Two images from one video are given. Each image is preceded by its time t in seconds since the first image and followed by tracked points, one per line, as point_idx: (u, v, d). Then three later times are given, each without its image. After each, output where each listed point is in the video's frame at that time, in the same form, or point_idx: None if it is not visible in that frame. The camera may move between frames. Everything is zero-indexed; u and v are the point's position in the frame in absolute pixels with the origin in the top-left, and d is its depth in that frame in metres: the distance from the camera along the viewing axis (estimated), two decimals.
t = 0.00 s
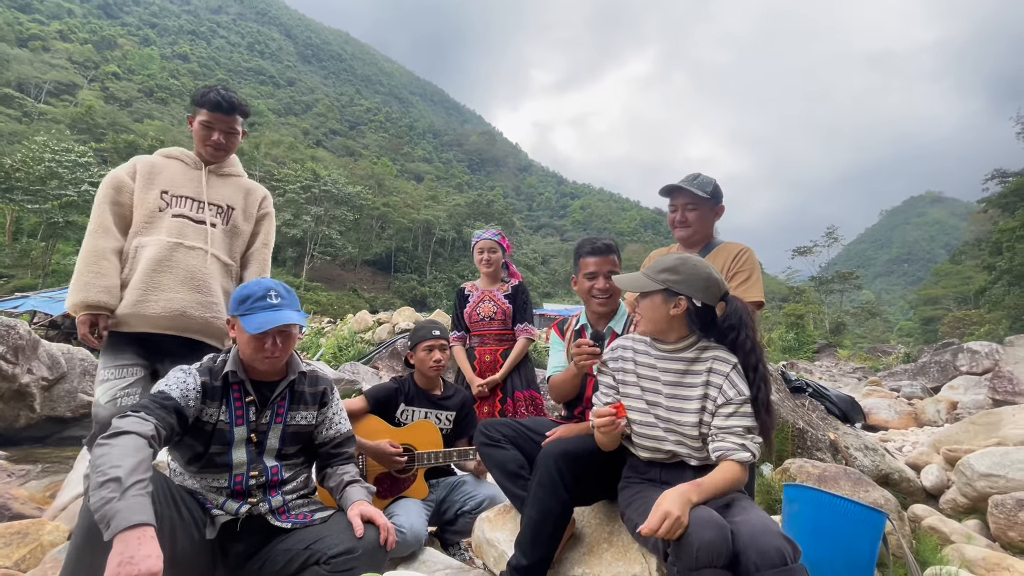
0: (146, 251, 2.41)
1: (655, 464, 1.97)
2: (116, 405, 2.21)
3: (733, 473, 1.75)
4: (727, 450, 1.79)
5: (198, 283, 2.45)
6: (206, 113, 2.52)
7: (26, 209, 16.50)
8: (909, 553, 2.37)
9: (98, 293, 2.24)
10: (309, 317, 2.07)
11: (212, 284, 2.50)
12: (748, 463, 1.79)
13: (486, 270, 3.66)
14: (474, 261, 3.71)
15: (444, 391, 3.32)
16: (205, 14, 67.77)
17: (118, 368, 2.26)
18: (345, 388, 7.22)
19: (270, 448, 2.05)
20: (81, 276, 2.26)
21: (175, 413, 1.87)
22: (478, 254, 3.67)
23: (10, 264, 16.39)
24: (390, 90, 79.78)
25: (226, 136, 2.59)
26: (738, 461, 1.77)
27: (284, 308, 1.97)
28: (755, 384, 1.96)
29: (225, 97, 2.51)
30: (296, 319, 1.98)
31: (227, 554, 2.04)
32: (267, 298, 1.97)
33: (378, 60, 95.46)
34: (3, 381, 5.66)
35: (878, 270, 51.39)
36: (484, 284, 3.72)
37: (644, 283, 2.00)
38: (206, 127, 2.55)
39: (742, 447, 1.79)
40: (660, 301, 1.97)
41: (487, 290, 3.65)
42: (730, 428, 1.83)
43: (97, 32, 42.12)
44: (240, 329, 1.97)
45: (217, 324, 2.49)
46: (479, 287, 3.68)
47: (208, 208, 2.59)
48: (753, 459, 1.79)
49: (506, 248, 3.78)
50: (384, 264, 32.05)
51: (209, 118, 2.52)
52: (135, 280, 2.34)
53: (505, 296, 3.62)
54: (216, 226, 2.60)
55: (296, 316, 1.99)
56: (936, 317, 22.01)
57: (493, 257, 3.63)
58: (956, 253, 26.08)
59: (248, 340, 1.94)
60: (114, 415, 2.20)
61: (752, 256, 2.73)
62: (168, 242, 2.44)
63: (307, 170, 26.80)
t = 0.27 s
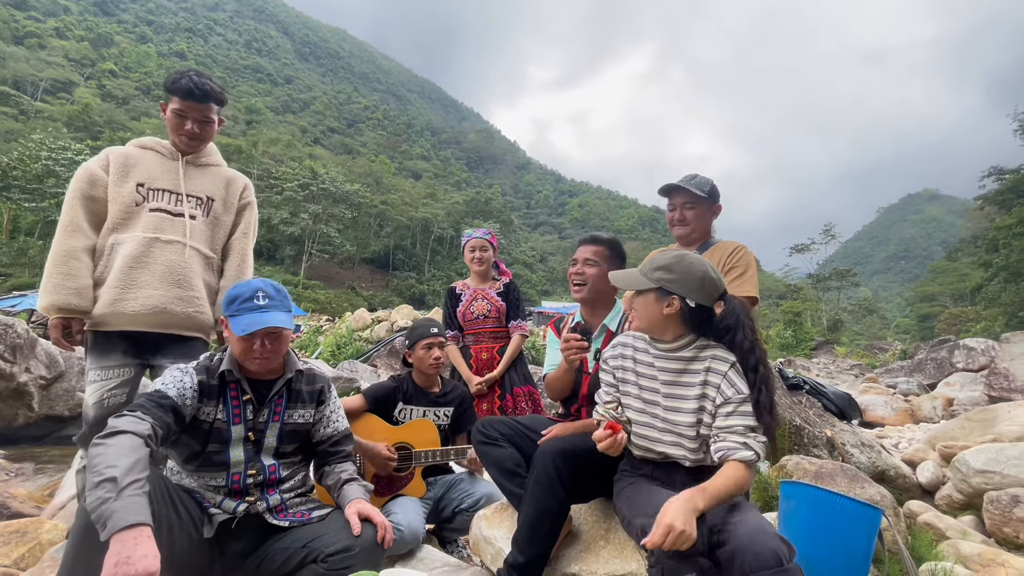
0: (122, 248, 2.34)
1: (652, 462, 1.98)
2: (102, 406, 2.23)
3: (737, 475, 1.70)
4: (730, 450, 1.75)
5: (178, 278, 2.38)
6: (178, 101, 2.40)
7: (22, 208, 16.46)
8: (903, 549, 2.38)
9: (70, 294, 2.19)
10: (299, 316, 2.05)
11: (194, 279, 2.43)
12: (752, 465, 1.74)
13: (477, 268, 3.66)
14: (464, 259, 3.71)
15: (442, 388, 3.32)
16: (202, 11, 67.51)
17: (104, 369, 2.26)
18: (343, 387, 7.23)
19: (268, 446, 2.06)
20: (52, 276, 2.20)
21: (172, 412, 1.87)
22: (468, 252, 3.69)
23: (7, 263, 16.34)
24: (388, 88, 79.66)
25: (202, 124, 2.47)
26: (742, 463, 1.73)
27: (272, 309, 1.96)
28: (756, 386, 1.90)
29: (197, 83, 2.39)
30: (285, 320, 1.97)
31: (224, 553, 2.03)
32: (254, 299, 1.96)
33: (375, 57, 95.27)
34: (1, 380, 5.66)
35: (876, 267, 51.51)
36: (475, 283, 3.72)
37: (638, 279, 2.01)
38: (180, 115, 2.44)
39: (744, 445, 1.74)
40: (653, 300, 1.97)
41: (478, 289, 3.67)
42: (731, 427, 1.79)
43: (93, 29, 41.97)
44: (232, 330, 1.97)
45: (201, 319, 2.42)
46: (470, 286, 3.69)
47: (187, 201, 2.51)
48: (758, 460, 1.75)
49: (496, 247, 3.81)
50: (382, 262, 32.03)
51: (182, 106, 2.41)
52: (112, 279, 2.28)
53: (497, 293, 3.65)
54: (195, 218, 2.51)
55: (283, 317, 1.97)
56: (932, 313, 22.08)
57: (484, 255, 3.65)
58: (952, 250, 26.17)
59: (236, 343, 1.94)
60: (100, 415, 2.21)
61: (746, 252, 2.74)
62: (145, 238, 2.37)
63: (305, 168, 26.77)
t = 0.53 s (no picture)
0: (113, 246, 2.33)
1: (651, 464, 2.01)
2: (95, 406, 2.23)
3: (748, 485, 1.67)
4: (737, 457, 1.73)
5: (169, 276, 2.37)
6: (167, 94, 2.38)
7: (19, 206, 16.42)
8: (900, 544, 2.40)
9: (61, 293, 2.18)
10: (293, 319, 2.03)
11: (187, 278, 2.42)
12: (761, 470, 1.72)
13: (473, 267, 3.66)
14: (461, 258, 3.72)
15: (440, 387, 3.32)
16: (199, 8, 67.27)
17: (97, 369, 2.26)
18: (342, 384, 7.24)
19: (264, 444, 2.06)
20: (42, 276, 2.20)
21: (169, 410, 1.88)
22: (464, 251, 3.71)
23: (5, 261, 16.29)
24: (386, 85, 79.52)
25: (193, 117, 2.45)
26: (749, 469, 1.71)
27: (265, 308, 1.96)
28: (756, 396, 1.81)
29: (187, 75, 2.36)
30: (278, 319, 1.97)
31: (222, 550, 2.03)
32: (247, 298, 1.97)
33: (373, 55, 95.05)
34: None
35: (874, 264, 51.60)
36: (471, 281, 3.72)
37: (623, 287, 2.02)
38: (169, 107, 2.41)
39: (749, 450, 1.72)
40: (641, 307, 1.95)
41: (476, 287, 3.68)
42: (731, 432, 1.78)
43: (89, 26, 41.82)
44: (224, 328, 1.97)
45: (195, 317, 2.42)
46: (468, 284, 3.69)
47: (178, 196, 2.50)
48: (766, 465, 1.72)
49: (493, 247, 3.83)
50: (381, 260, 32.01)
51: (171, 99, 2.38)
52: (104, 277, 2.28)
53: (494, 291, 3.68)
54: (187, 214, 2.50)
55: (276, 314, 1.98)
56: (930, 310, 22.13)
57: (481, 253, 3.66)
58: (950, 247, 26.22)
59: (230, 342, 1.95)
60: (95, 414, 2.23)
61: (741, 249, 2.81)
62: (137, 235, 2.36)
63: (303, 166, 26.73)
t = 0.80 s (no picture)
0: (107, 238, 2.32)
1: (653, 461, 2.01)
2: (86, 404, 2.19)
3: (755, 483, 1.67)
4: (743, 454, 1.73)
5: (163, 272, 2.35)
6: (178, 89, 2.38)
7: (17, 205, 16.38)
8: (899, 541, 2.41)
9: (53, 282, 2.18)
10: (290, 318, 2.02)
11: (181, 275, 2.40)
12: (768, 466, 1.72)
13: (476, 264, 3.67)
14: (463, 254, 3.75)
15: (440, 384, 3.32)
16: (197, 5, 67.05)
17: (87, 366, 2.22)
18: (341, 382, 7.24)
19: (263, 442, 2.06)
20: (38, 262, 2.20)
21: (167, 407, 1.87)
22: (466, 247, 3.74)
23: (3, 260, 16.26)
24: (385, 83, 79.39)
25: (202, 114, 2.46)
26: (756, 466, 1.71)
27: (263, 305, 1.96)
28: (759, 387, 1.84)
29: (199, 71, 2.37)
30: (276, 317, 1.97)
31: (220, 547, 2.03)
32: (247, 296, 1.96)
33: (372, 52, 94.85)
34: None
35: (873, 262, 51.68)
36: (473, 279, 3.74)
37: (619, 291, 2.00)
38: (180, 103, 2.43)
39: (754, 448, 1.73)
40: (637, 310, 1.95)
41: (477, 285, 3.70)
42: (735, 430, 1.78)
43: (87, 24, 41.68)
44: (222, 326, 1.97)
45: (186, 314, 2.39)
46: (469, 282, 3.71)
47: (178, 191, 2.48)
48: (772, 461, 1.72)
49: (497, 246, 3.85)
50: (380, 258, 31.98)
51: (182, 94, 2.39)
52: (97, 268, 2.27)
53: (495, 289, 3.69)
54: (185, 209, 2.48)
55: (275, 313, 1.97)
56: (929, 307, 22.16)
57: (483, 250, 3.69)
58: (949, 245, 26.26)
59: (228, 339, 1.94)
60: (84, 413, 2.19)
61: (738, 244, 2.85)
62: (132, 227, 2.35)
63: (302, 164, 26.71)
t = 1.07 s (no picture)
0: (108, 229, 2.32)
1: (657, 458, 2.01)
2: (54, 401, 2.14)
3: (760, 479, 1.67)
4: (748, 449, 1.73)
5: (160, 267, 2.32)
6: (208, 82, 2.46)
7: (16, 204, 16.36)
8: (900, 538, 2.41)
9: (53, 274, 2.20)
10: (294, 316, 2.01)
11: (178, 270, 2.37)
12: (770, 459, 1.73)
13: (485, 260, 3.70)
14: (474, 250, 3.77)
15: (443, 382, 3.32)
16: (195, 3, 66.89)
17: (66, 360, 2.19)
18: (342, 380, 7.25)
19: (265, 440, 2.05)
20: (45, 254, 2.24)
21: (169, 405, 1.88)
22: (478, 244, 3.75)
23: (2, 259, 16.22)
24: (384, 81, 79.26)
25: (229, 109, 2.52)
26: (762, 459, 1.71)
27: (269, 303, 1.96)
28: (763, 380, 1.86)
29: (236, 73, 2.52)
30: (282, 315, 1.97)
31: (223, 546, 2.03)
32: (252, 293, 1.97)
33: (371, 50, 94.68)
34: None
35: (872, 260, 51.70)
36: (482, 276, 3.76)
37: (622, 287, 2.02)
38: (213, 97, 2.48)
39: (758, 442, 1.73)
40: (648, 306, 1.95)
41: (485, 282, 3.71)
42: (741, 425, 1.78)
43: (85, 22, 41.58)
44: (227, 323, 1.98)
45: (182, 313, 2.34)
46: (477, 279, 3.74)
47: (183, 185, 2.47)
48: (775, 455, 1.73)
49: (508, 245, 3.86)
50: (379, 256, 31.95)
51: (211, 88, 2.45)
52: (95, 259, 2.27)
53: (502, 288, 3.68)
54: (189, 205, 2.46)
55: (281, 311, 1.97)
56: (929, 305, 22.18)
57: (493, 247, 3.70)
58: (948, 242, 26.29)
59: (232, 336, 1.94)
60: (52, 409, 2.14)
61: (733, 240, 2.85)
62: (133, 219, 2.35)
63: (301, 162, 26.70)
